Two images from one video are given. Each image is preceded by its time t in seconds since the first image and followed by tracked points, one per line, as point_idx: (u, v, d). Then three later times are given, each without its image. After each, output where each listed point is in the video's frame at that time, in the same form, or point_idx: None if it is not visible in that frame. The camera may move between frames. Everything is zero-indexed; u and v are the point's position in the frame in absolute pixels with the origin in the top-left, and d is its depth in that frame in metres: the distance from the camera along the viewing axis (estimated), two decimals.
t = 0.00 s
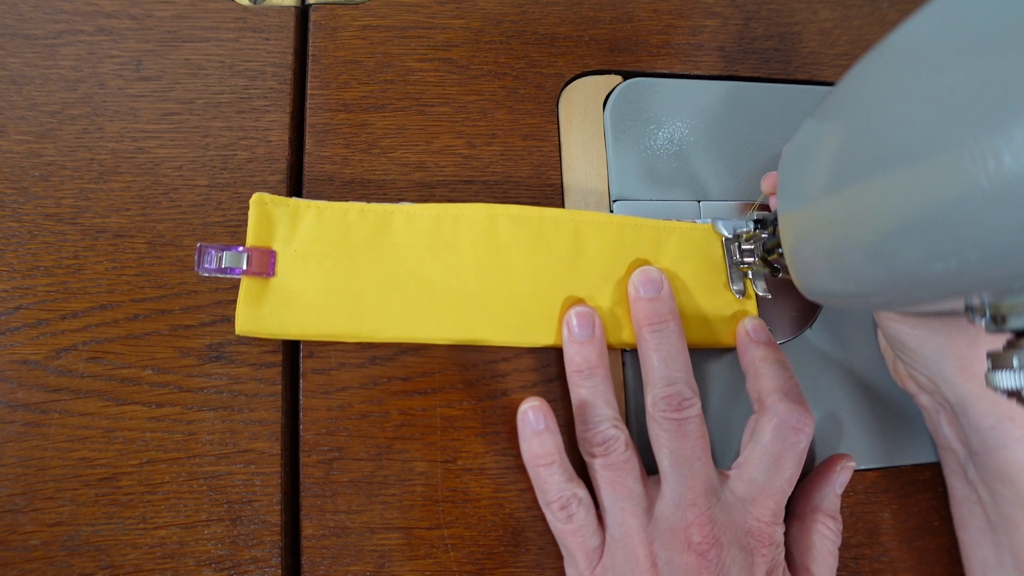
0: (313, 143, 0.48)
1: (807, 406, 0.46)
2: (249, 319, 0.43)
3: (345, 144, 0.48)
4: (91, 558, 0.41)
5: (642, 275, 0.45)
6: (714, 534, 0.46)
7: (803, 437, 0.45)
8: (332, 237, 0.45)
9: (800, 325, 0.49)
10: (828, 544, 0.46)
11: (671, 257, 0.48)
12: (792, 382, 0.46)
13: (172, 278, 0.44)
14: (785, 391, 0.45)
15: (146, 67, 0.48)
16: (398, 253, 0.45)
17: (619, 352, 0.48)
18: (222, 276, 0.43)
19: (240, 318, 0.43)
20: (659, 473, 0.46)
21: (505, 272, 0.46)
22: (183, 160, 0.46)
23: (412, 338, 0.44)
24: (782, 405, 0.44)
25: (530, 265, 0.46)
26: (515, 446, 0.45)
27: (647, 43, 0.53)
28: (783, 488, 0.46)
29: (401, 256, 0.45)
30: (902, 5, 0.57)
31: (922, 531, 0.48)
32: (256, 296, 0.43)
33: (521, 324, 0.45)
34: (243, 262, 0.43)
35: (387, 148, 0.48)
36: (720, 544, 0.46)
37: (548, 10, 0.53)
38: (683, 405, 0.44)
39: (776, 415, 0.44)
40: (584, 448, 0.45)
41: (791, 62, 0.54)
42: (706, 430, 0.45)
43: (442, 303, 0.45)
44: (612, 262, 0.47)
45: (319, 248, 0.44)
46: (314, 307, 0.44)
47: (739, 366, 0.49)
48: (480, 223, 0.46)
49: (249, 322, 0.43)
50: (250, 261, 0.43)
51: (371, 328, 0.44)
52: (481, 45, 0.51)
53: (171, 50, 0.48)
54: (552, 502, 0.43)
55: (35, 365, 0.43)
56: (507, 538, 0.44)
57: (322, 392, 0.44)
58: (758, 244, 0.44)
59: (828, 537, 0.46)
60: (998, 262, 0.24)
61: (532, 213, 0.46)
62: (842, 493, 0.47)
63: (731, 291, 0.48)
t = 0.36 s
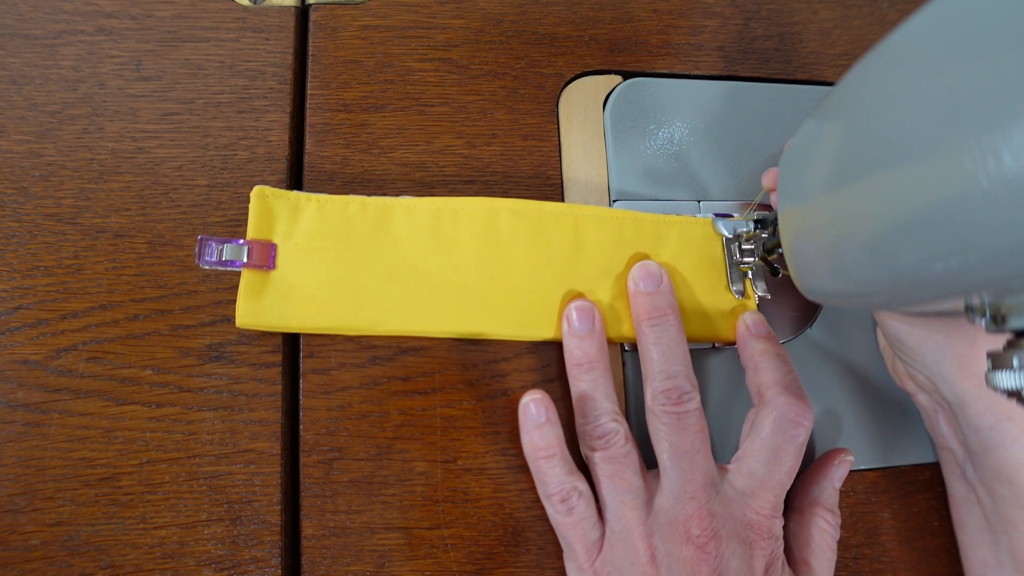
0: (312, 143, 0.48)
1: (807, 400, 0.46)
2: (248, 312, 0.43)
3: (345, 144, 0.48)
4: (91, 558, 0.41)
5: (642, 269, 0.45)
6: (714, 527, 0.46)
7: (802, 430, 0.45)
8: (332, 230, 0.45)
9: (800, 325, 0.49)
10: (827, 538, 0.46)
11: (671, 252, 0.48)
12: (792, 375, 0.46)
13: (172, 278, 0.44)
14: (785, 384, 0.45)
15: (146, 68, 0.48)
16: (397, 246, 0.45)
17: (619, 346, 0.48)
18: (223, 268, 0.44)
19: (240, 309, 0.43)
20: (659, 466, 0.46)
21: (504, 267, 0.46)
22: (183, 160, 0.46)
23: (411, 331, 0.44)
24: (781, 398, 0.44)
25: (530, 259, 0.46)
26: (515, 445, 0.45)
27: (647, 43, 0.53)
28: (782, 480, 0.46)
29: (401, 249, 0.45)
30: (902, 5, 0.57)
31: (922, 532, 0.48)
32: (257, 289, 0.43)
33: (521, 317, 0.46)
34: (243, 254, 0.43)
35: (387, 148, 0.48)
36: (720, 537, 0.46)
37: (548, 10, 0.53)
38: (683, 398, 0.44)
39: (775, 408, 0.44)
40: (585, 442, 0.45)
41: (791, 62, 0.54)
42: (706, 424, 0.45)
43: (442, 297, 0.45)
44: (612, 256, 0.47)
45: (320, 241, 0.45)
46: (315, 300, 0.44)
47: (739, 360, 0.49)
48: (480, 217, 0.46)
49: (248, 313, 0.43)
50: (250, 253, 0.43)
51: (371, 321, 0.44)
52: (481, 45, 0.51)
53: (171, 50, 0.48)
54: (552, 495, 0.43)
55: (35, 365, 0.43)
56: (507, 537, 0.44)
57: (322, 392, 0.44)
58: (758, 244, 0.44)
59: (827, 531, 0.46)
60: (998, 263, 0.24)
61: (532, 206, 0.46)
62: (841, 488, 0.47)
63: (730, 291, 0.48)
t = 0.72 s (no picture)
0: (312, 143, 0.48)
1: (807, 397, 0.46)
2: (248, 310, 0.43)
3: (345, 144, 0.48)
4: (91, 558, 0.41)
5: (642, 266, 0.45)
6: (713, 524, 0.46)
7: (802, 427, 0.45)
8: (332, 229, 0.45)
9: (800, 325, 0.49)
10: (825, 534, 0.46)
11: (671, 249, 0.48)
12: (792, 372, 0.46)
13: (172, 278, 0.44)
14: (785, 381, 0.45)
15: (146, 68, 0.48)
16: (397, 244, 0.45)
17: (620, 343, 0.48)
18: (223, 266, 0.44)
19: (240, 307, 0.43)
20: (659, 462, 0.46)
21: (504, 264, 0.46)
22: (183, 160, 0.46)
23: (411, 328, 0.44)
24: (780, 394, 0.44)
25: (530, 256, 0.46)
26: (515, 445, 0.45)
27: (647, 43, 0.53)
28: (781, 477, 0.46)
29: (401, 247, 0.45)
30: (902, 5, 0.57)
31: (922, 531, 0.48)
32: (257, 288, 0.43)
33: (521, 315, 0.46)
34: (243, 252, 0.43)
35: (387, 148, 0.48)
36: (719, 534, 0.46)
37: (548, 10, 0.53)
38: (683, 395, 0.44)
39: (774, 404, 0.44)
40: (585, 437, 0.45)
41: (791, 61, 0.54)
42: (706, 420, 0.45)
43: (442, 294, 0.45)
44: (612, 253, 0.47)
45: (320, 239, 0.45)
46: (315, 298, 0.44)
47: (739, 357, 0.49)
48: (479, 214, 0.46)
49: (249, 310, 0.43)
50: (250, 251, 0.43)
51: (371, 318, 0.44)
52: (481, 45, 0.51)
53: (171, 51, 0.48)
54: (552, 491, 0.43)
55: (35, 365, 0.43)
56: (507, 537, 0.44)
57: (322, 392, 0.44)
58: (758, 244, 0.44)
59: (825, 527, 0.46)
60: (998, 262, 0.24)
61: (532, 203, 0.46)
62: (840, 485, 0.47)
63: (729, 291, 0.48)
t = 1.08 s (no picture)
0: (312, 143, 0.48)
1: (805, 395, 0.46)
2: (249, 310, 0.43)
3: (345, 144, 0.48)
4: (91, 558, 0.41)
5: (643, 264, 0.45)
6: (712, 522, 0.46)
7: (799, 424, 0.45)
8: (332, 228, 0.45)
9: (800, 325, 0.49)
10: (819, 530, 0.46)
11: (671, 246, 0.48)
12: (792, 371, 0.46)
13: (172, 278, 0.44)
14: (784, 380, 0.45)
15: (146, 67, 0.48)
16: (397, 243, 0.45)
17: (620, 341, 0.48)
18: (223, 266, 0.44)
19: (241, 307, 0.43)
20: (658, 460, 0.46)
21: (504, 263, 0.46)
22: (183, 160, 0.46)
23: (412, 327, 0.44)
24: (779, 393, 0.44)
25: (530, 254, 0.46)
26: (515, 445, 0.45)
27: (647, 43, 0.53)
28: (779, 474, 0.46)
29: (401, 246, 0.45)
30: (902, 5, 0.57)
31: (922, 531, 0.48)
32: (257, 287, 0.43)
33: (521, 313, 0.46)
34: (243, 253, 0.43)
35: (387, 148, 0.48)
36: (718, 532, 0.46)
37: (548, 10, 0.53)
38: (683, 394, 0.44)
39: (773, 403, 0.44)
40: (584, 436, 0.45)
41: (791, 61, 0.54)
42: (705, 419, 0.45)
43: (442, 292, 0.45)
44: (612, 251, 0.47)
45: (319, 239, 0.45)
46: (315, 297, 0.44)
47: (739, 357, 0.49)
48: (479, 213, 0.46)
49: (249, 310, 0.43)
50: (251, 251, 0.43)
51: (372, 318, 0.44)
52: (481, 45, 0.51)
53: (171, 50, 0.48)
54: (551, 490, 0.43)
55: (35, 365, 0.43)
56: (507, 537, 0.44)
57: (322, 392, 0.44)
58: (758, 244, 0.44)
59: (819, 523, 0.46)
60: (998, 262, 0.24)
61: (532, 202, 0.46)
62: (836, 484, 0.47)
63: (729, 291, 0.48)
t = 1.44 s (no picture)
0: (312, 142, 0.48)
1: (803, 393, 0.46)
2: (250, 312, 0.43)
3: (345, 144, 0.48)
4: (91, 558, 0.41)
5: (643, 262, 0.45)
6: (711, 520, 0.46)
7: (796, 422, 0.45)
8: (332, 228, 0.45)
9: (800, 325, 0.49)
10: (818, 529, 0.46)
11: (671, 244, 0.48)
12: (791, 369, 0.46)
13: (172, 278, 0.44)
14: (782, 378, 0.45)
15: (146, 68, 0.48)
16: (398, 242, 0.45)
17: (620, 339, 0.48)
18: (223, 268, 0.44)
19: (241, 308, 0.43)
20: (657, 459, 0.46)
21: (504, 262, 0.46)
22: (183, 160, 0.46)
23: (413, 325, 0.44)
24: (777, 391, 0.45)
25: (530, 252, 0.46)
26: (515, 445, 0.45)
27: (647, 43, 0.53)
28: (778, 472, 0.46)
29: (401, 245, 0.45)
30: (902, 5, 0.57)
31: (922, 531, 0.48)
32: (258, 288, 0.44)
33: (521, 311, 0.46)
34: (243, 254, 0.43)
35: (387, 148, 0.48)
36: (717, 529, 0.46)
37: (548, 10, 0.53)
38: (682, 393, 0.44)
39: (772, 401, 0.44)
40: (584, 434, 0.45)
41: (791, 61, 0.54)
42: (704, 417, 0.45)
43: (442, 291, 0.45)
44: (612, 249, 0.47)
45: (319, 238, 0.45)
46: (315, 297, 0.44)
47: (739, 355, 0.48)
48: (480, 211, 0.46)
49: (250, 310, 0.43)
50: (251, 253, 0.43)
51: (372, 317, 0.44)
52: (481, 45, 0.51)
53: (171, 50, 0.48)
54: (548, 489, 0.43)
55: (35, 365, 0.43)
56: (507, 537, 0.44)
57: (322, 392, 0.44)
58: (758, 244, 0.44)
59: (818, 522, 0.46)
60: (998, 262, 0.24)
61: (532, 200, 0.46)
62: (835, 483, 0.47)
63: (730, 291, 0.48)
